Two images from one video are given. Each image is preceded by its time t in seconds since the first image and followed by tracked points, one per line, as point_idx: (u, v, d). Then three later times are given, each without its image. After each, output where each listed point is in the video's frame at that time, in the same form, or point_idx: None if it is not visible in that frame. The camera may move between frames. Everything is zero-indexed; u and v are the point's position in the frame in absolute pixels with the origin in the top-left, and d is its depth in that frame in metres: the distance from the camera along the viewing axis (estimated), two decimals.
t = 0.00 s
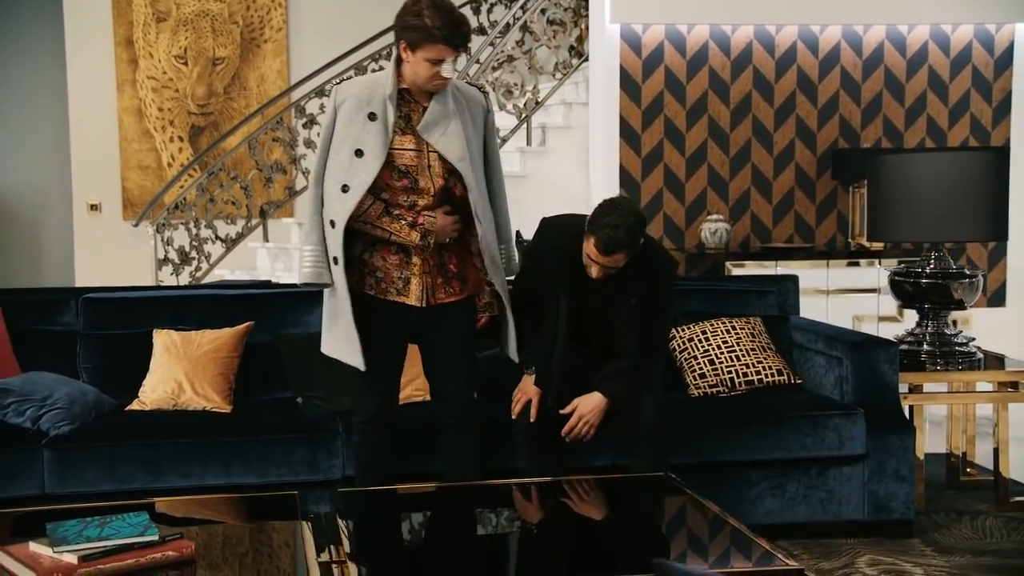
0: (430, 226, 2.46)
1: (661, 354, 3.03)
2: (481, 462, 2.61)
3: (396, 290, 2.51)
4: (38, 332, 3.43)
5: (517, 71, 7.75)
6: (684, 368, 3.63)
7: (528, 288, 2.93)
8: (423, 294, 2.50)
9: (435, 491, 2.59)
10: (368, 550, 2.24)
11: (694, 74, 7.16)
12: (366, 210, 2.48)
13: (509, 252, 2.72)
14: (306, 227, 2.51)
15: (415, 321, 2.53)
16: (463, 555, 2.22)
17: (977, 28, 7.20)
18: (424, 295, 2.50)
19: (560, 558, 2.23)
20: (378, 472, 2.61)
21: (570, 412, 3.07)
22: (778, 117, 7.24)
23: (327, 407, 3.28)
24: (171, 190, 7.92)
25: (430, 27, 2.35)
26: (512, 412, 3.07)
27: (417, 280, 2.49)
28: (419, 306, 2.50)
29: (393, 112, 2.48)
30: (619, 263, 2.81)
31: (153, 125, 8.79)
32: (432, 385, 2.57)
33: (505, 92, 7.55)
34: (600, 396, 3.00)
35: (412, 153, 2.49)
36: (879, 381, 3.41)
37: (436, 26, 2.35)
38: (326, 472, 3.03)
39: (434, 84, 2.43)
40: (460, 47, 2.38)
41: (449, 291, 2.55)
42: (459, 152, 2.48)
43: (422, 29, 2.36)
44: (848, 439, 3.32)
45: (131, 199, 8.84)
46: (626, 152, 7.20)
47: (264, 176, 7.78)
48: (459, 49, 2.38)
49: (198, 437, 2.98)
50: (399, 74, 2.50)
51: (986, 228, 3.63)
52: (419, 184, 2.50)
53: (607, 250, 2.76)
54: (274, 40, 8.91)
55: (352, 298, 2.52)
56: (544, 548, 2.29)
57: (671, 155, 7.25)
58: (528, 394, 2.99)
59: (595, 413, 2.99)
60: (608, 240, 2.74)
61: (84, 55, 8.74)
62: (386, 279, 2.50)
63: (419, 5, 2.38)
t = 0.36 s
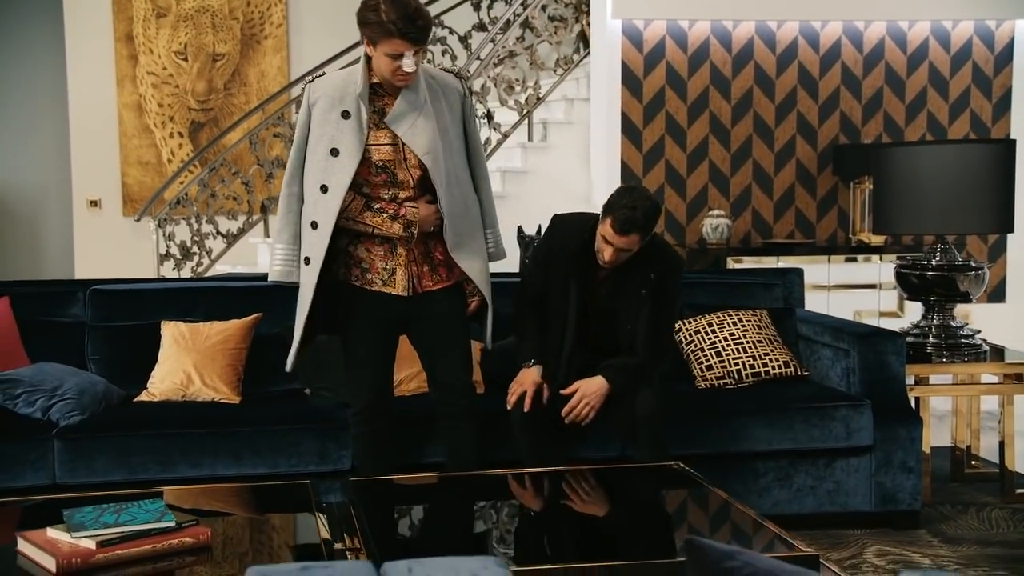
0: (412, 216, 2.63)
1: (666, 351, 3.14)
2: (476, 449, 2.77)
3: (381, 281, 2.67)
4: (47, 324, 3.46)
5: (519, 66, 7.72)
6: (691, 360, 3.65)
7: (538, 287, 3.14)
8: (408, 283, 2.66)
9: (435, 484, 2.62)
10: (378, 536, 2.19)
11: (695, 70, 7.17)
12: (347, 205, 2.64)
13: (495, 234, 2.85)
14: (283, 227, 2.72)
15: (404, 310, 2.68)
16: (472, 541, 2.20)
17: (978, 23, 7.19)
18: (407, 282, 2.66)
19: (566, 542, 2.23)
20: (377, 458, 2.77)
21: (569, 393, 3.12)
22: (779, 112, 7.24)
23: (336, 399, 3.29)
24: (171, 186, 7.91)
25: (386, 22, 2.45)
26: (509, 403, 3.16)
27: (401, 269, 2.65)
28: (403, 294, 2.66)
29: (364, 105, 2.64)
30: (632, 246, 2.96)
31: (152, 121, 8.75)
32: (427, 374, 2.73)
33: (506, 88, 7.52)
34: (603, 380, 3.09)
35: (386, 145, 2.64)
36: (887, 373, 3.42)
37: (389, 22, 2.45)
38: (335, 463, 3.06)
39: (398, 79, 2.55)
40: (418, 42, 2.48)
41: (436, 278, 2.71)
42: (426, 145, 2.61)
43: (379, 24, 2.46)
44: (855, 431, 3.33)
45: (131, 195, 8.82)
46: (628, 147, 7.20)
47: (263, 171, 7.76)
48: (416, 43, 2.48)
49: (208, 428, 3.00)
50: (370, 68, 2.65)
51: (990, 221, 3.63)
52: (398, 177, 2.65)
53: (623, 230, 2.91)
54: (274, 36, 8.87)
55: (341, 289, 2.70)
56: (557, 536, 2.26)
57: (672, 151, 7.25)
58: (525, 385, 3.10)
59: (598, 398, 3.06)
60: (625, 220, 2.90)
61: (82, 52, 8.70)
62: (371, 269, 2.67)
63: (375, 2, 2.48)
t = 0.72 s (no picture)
0: (410, 219, 2.63)
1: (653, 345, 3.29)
2: (471, 443, 2.77)
3: (378, 277, 2.68)
4: (53, 319, 3.47)
5: (519, 65, 7.71)
6: (695, 354, 3.66)
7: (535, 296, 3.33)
8: (406, 278, 2.66)
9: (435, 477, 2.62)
10: (387, 530, 2.19)
11: (695, 68, 7.18)
12: (347, 210, 2.64)
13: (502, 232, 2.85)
14: (286, 233, 2.73)
15: (403, 307, 2.68)
16: (481, 533, 2.20)
17: (975, 24, 7.21)
18: (406, 278, 2.66)
19: (573, 535, 2.23)
20: (376, 451, 2.77)
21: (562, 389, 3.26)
22: (778, 111, 7.25)
23: (341, 395, 3.31)
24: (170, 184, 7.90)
25: (375, 28, 2.45)
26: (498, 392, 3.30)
27: (400, 265, 2.66)
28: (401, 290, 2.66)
29: (361, 113, 2.62)
30: (612, 220, 3.26)
31: (151, 120, 8.74)
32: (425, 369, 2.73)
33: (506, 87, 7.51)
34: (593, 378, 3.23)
35: (384, 152, 2.63)
36: (891, 369, 3.43)
37: (378, 29, 2.45)
38: (341, 457, 3.08)
39: (391, 85, 2.53)
40: (408, 48, 2.48)
41: (435, 274, 2.71)
42: (424, 152, 2.59)
43: (369, 32, 2.46)
44: (859, 426, 3.34)
45: (129, 194, 8.80)
46: (627, 146, 7.21)
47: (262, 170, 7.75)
48: (406, 49, 2.47)
49: (215, 422, 3.03)
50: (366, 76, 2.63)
51: (992, 217, 3.65)
52: (396, 182, 2.65)
53: (604, 198, 3.24)
54: (273, 35, 8.86)
55: (341, 284, 2.71)
56: (566, 531, 2.25)
57: (672, 150, 7.27)
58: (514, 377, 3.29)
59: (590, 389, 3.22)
60: (605, 190, 3.24)
61: (80, 51, 8.68)
62: (369, 265, 2.68)
63: (365, 9, 2.47)
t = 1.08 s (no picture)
0: (415, 220, 2.63)
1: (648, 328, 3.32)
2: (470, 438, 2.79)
3: (383, 271, 2.67)
4: (58, 314, 3.48)
5: (519, 62, 7.69)
6: (699, 349, 3.66)
7: (532, 292, 3.40)
8: (410, 273, 2.66)
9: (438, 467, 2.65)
10: (395, 523, 2.19)
11: (695, 65, 7.18)
12: (354, 216, 2.65)
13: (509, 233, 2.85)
14: (292, 232, 2.75)
15: (406, 301, 2.68)
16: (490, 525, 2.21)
17: (974, 21, 7.22)
18: (410, 273, 2.66)
19: (580, 528, 2.23)
20: (382, 445, 2.79)
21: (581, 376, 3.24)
22: (778, 108, 7.25)
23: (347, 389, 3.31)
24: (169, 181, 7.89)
25: (381, 41, 2.45)
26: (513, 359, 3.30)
27: (404, 259, 2.65)
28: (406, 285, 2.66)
29: (370, 123, 2.61)
30: (600, 188, 3.40)
31: (150, 117, 8.72)
32: (425, 364, 2.74)
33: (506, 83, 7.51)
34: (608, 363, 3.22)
35: (392, 162, 2.63)
36: (895, 363, 3.44)
37: (385, 41, 2.45)
38: (347, 451, 3.09)
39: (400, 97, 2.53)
40: (413, 59, 2.48)
41: (439, 269, 2.70)
42: (434, 163, 2.59)
43: (375, 45, 2.46)
44: (863, 420, 3.35)
45: (128, 191, 8.79)
46: (627, 143, 7.20)
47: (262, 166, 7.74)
48: (412, 61, 2.48)
49: (221, 415, 3.04)
50: (375, 85, 2.62)
51: (995, 211, 3.65)
52: (403, 188, 2.65)
53: (591, 164, 3.38)
54: (272, 32, 8.84)
55: (345, 277, 2.71)
56: (573, 524, 2.25)
57: (671, 146, 7.26)
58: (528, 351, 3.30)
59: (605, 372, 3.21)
60: (592, 159, 3.39)
61: (79, 47, 8.66)
62: (374, 260, 2.67)
63: (371, 20, 2.47)
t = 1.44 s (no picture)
0: (421, 220, 2.65)
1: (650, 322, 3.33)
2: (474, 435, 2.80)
3: (388, 268, 2.68)
4: (62, 310, 3.48)
5: (519, 59, 7.70)
6: (703, 346, 3.67)
7: (537, 291, 3.42)
8: (415, 271, 2.67)
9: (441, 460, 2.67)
10: (403, 519, 2.19)
11: (695, 63, 7.18)
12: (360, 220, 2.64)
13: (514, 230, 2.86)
14: (300, 237, 2.75)
15: (410, 298, 2.68)
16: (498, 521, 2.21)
17: (974, 19, 7.22)
18: (415, 270, 2.67)
19: (586, 524, 2.24)
20: (387, 441, 2.79)
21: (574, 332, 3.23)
22: (778, 106, 7.25)
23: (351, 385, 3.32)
24: (170, 179, 7.89)
25: (382, 66, 2.42)
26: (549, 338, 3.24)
27: (409, 257, 2.66)
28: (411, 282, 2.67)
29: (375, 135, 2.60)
30: (605, 188, 3.41)
31: (149, 114, 8.72)
32: (429, 360, 2.75)
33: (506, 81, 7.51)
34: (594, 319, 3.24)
35: (398, 169, 2.63)
36: (898, 360, 3.45)
37: (386, 69, 2.42)
38: (352, 447, 3.10)
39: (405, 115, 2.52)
40: (415, 81, 2.46)
41: (443, 267, 2.71)
42: (441, 173, 2.59)
43: (376, 73, 2.44)
44: (866, 416, 3.35)
45: (128, 189, 8.78)
46: (628, 141, 7.18)
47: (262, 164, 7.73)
48: (414, 82, 2.46)
49: (227, 411, 3.04)
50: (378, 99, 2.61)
51: (996, 209, 3.66)
52: (410, 194, 2.65)
53: (597, 166, 3.38)
54: (271, 30, 8.84)
55: (350, 275, 2.71)
56: (579, 521, 2.26)
57: (672, 144, 7.25)
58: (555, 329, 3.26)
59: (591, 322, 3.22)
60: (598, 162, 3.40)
61: (77, 45, 8.65)
62: (378, 257, 2.68)
63: (368, 45, 2.43)
